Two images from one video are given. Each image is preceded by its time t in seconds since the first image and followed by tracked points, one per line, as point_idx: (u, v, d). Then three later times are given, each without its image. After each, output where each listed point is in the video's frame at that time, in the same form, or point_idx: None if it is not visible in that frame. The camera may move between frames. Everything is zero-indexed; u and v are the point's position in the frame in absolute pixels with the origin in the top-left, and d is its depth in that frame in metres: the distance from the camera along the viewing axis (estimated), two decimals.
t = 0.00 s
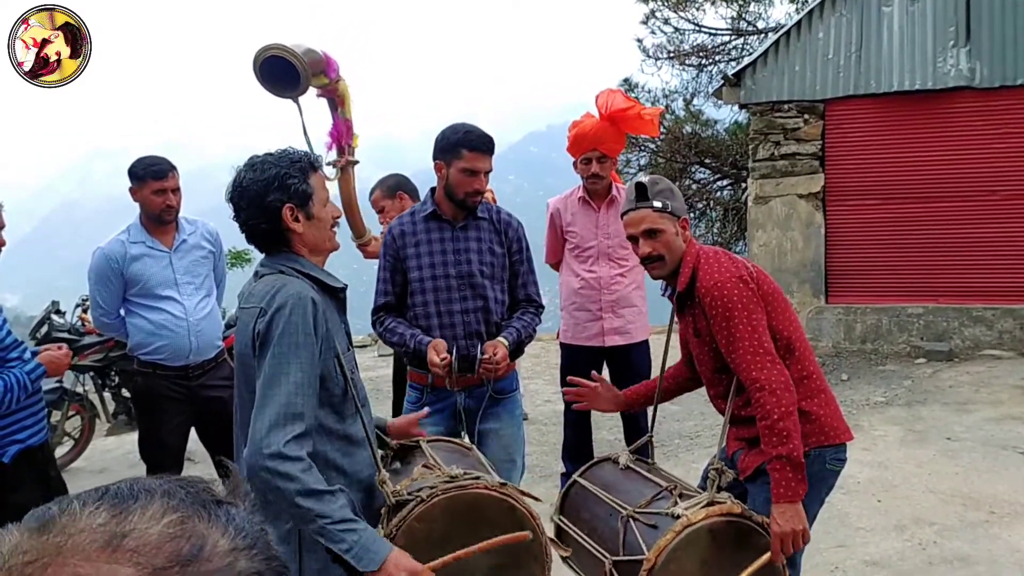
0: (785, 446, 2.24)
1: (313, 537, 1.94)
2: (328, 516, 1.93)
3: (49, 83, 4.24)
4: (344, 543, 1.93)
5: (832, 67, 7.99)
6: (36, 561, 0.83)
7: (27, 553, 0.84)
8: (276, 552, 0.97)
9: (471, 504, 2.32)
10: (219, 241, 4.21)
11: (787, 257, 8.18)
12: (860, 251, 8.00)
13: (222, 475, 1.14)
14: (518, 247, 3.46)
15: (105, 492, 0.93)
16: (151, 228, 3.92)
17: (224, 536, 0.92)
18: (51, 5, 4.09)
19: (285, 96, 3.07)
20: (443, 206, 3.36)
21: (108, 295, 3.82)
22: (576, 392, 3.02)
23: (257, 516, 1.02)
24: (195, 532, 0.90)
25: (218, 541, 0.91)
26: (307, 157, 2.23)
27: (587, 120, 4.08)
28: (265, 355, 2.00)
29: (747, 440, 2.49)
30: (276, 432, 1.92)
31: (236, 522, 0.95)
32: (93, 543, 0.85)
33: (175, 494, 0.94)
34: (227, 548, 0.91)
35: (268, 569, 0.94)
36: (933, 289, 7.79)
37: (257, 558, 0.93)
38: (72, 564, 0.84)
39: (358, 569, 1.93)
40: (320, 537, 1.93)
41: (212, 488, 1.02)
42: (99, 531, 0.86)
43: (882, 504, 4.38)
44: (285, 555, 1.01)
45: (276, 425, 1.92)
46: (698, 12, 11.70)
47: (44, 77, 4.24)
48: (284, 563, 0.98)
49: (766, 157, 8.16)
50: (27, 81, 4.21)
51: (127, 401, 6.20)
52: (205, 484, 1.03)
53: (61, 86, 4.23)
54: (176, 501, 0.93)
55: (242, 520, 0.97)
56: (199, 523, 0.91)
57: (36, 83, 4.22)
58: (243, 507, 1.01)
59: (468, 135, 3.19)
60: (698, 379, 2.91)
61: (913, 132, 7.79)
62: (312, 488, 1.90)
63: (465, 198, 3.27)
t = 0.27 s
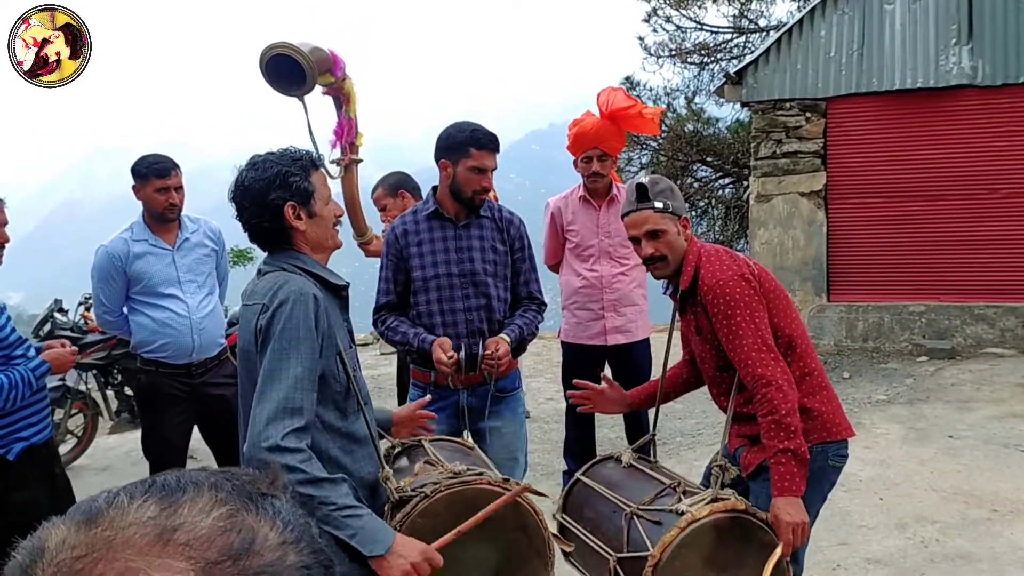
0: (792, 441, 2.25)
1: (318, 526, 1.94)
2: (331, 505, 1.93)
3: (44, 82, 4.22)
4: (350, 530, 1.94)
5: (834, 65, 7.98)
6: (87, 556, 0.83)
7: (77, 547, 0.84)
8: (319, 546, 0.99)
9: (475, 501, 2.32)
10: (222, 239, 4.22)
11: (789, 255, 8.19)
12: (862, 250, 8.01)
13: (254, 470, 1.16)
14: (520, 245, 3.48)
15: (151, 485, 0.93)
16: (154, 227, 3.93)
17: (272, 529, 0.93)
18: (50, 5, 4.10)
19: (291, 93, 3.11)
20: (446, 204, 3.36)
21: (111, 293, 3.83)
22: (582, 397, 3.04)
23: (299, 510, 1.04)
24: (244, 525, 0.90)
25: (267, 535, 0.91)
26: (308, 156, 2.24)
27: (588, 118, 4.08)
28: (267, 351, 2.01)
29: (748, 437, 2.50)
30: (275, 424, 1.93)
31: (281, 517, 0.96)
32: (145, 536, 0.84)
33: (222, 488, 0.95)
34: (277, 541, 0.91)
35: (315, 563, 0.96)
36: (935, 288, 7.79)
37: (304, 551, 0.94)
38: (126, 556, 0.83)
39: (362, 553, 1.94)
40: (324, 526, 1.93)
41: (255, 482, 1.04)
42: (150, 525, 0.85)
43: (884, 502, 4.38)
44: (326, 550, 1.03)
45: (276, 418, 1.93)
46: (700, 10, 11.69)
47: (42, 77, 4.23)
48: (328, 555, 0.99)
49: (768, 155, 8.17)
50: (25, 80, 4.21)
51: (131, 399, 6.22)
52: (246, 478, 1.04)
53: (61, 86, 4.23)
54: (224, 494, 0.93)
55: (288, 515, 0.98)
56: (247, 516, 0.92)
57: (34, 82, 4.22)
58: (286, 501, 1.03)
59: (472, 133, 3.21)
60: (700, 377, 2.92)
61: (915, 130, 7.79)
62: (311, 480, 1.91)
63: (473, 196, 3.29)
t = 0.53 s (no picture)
0: (796, 441, 2.26)
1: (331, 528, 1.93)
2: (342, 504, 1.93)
3: (42, 82, 4.22)
4: (363, 529, 1.93)
5: (836, 64, 7.97)
6: (120, 557, 0.81)
7: (110, 549, 0.82)
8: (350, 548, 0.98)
9: (476, 500, 2.32)
10: (224, 238, 4.23)
11: (791, 255, 8.19)
12: (863, 250, 8.00)
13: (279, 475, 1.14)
14: (521, 243, 3.48)
15: (181, 489, 0.92)
16: (156, 226, 3.94)
17: (306, 531, 0.90)
18: (52, 4, 4.12)
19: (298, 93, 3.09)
20: (448, 203, 3.37)
21: (113, 292, 3.84)
22: (592, 401, 2.99)
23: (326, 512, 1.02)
24: (278, 526, 0.88)
25: (301, 536, 0.89)
26: (309, 154, 2.24)
27: (591, 117, 4.06)
28: (274, 350, 2.01)
29: (749, 434, 2.51)
30: (287, 426, 1.93)
31: (312, 519, 0.95)
32: (179, 537, 0.83)
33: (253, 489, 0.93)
34: (311, 544, 0.89)
35: (347, 566, 0.93)
36: (937, 287, 7.77)
37: (337, 554, 0.91)
38: (160, 558, 0.81)
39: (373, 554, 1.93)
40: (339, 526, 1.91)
41: (282, 484, 1.03)
42: (184, 527, 0.84)
43: (886, 501, 4.38)
44: (357, 553, 1.01)
45: (285, 419, 1.93)
46: (702, 9, 11.68)
47: (41, 77, 4.23)
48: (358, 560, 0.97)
49: (770, 155, 8.17)
50: (22, 78, 4.21)
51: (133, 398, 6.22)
52: (276, 480, 1.02)
53: (61, 86, 4.22)
54: (256, 496, 0.92)
55: (320, 518, 0.96)
56: (280, 518, 0.90)
57: (33, 82, 4.22)
58: (314, 503, 1.02)
59: (479, 133, 3.26)
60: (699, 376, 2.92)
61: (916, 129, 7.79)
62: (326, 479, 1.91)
63: (483, 194, 3.31)
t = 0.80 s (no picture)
0: (800, 442, 2.25)
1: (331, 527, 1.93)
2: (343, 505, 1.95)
3: (41, 82, 4.23)
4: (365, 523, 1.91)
5: (838, 63, 7.96)
6: (155, 560, 0.81)
7: (145, 551, 0.82)
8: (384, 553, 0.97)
9: (478, 498, 2.33)
10: (225, 237, 4.24)
11: (792, 254, 8.19)
12: (865, 249, 8.00)
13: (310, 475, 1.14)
14: (522, 243, 3.48)
15: (216, 488, 0.91)
16: (157, 226, 3.94)
17: (340, 535, 0.91)
18: (54, 5, 4.13)
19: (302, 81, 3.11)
20: (450, 203, 3.37)
21: (114, 290, 3.86)
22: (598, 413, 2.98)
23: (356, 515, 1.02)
24: (312, 529, 0.88)
25: (335, 540, 0.89)
26: (307, 154, 2.24)
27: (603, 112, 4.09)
28: (275, 347, 2.02)
29: (750, 433, 2.51)
30: (288, 422, 1.93)
31: (346, 522, 0.94)
32: (215, 540, 0.83)
33: (287, 491, 0.93)
34: (344, 548, 0.89)
35: (381, 569, 0.94)
36: (938, 286, 7.77)
37: (371, 557, 0.92)
38: (195, 560, 0.82)
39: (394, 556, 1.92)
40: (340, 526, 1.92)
41: (314, 486, 1.02)
42: (220, 529, 0.84)
43: (886, 500, 4.38)
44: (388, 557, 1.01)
45: (289, 416, 1.94)
46: (703, 8, 11.68)
47: (39, 76, 4.25)
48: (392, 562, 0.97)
49: (771, 154, 8.18)
50: (21, 77, 4.22)
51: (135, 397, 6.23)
52: (307, 482, 1.02)
53: (60, 86, 4.23)
54: (289, 498, 0.92)
55: (352, 521, 0.96)
56: (315, 521, 0.90)
57: (31, 81, 4.24)
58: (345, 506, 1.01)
59: (482, 132, 3.27)
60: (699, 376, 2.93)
61: (918, 128, 7.78)
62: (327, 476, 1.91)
63: (486, 194, 3.31)
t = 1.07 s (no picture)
0: (786, 443, 2.25)
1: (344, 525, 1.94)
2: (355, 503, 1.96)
3: (40, 82, 4.24)
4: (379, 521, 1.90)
5: (839, 63, 7.96)
6: (189, 556, 0.80)
7: (180, 547, 0.81)
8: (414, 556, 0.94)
9: (475, 498, 2.34)
10: (227, 237, 4.25)
11: (793, 254, 8.19)
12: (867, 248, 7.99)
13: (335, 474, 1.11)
14: (523, 244, 3.49)
15: (249, 486, 0.90)
16: (160, 226, 3.95)
17: (369, 535, 0.89)
18: (56, 5, 4.14)
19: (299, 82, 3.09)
20: (451, 202, 3.38)
21: (117, 291, 3.86)
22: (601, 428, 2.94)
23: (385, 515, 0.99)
24: (343, 529, 0.86)
25: (365, 540, 0.87)
26: (308, 155, 2.25)
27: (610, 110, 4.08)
28: (280, 346, 2.02)
29: (751, 432, 2.52)
30: (302, 422, 1.96)
31: (375, 522, 0.93)
32: (248, 538, 0.81)
33: (318, 490, 0.92)
34: (374, 548, 0.87)
35: (410, 571, 0.91)
36: (939, 286, 7.77)
37: (400, 558, 0.89)
38: (228, 557, 0.80)
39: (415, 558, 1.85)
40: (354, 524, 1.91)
41: (344, 485, 1.00)
42: (252, 527, 0.82)
43: (887, 500, 4.39)
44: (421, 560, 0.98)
45: (295, 415, 1.96)
46: (705, 8, 11.69)
47: (38, 76, 4.26)
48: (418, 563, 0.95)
49: (772, 154, 8.18)
50: (20, 76, 4.24)
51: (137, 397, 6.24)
52: (335, 481, 1.00)
53: (59, 87, 4.24)
54: (320, 497, 0.90)
55: (381, 522, 0.94)
56: (345, 520, 0.88)
57: (31, 81, 4.25)
58: (375, 506, 0.99)
59: (484, 133, 3.28)
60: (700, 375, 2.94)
61: (920, 128, 7.78)
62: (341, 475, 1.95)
63: (486, 195, 3.32)
